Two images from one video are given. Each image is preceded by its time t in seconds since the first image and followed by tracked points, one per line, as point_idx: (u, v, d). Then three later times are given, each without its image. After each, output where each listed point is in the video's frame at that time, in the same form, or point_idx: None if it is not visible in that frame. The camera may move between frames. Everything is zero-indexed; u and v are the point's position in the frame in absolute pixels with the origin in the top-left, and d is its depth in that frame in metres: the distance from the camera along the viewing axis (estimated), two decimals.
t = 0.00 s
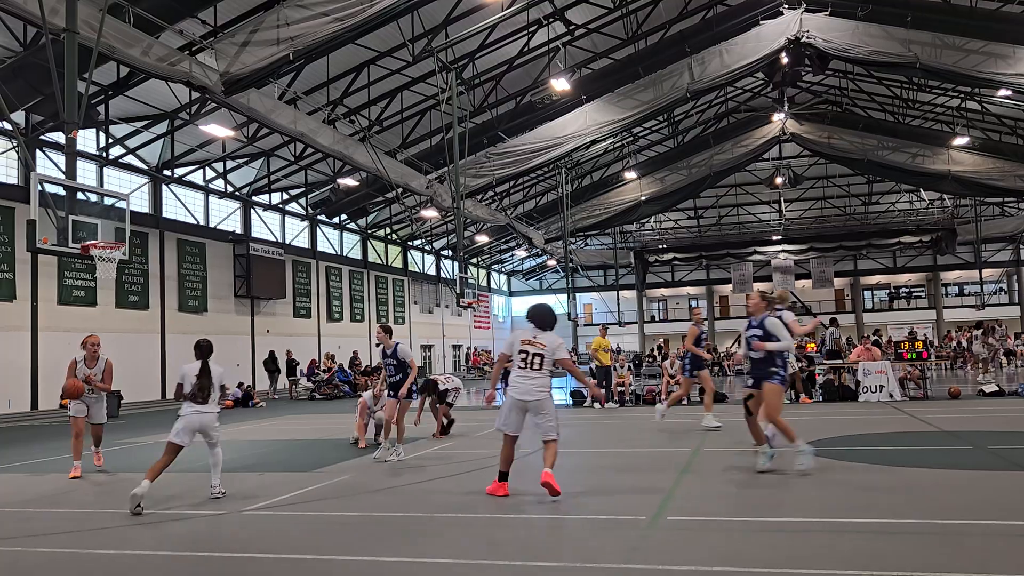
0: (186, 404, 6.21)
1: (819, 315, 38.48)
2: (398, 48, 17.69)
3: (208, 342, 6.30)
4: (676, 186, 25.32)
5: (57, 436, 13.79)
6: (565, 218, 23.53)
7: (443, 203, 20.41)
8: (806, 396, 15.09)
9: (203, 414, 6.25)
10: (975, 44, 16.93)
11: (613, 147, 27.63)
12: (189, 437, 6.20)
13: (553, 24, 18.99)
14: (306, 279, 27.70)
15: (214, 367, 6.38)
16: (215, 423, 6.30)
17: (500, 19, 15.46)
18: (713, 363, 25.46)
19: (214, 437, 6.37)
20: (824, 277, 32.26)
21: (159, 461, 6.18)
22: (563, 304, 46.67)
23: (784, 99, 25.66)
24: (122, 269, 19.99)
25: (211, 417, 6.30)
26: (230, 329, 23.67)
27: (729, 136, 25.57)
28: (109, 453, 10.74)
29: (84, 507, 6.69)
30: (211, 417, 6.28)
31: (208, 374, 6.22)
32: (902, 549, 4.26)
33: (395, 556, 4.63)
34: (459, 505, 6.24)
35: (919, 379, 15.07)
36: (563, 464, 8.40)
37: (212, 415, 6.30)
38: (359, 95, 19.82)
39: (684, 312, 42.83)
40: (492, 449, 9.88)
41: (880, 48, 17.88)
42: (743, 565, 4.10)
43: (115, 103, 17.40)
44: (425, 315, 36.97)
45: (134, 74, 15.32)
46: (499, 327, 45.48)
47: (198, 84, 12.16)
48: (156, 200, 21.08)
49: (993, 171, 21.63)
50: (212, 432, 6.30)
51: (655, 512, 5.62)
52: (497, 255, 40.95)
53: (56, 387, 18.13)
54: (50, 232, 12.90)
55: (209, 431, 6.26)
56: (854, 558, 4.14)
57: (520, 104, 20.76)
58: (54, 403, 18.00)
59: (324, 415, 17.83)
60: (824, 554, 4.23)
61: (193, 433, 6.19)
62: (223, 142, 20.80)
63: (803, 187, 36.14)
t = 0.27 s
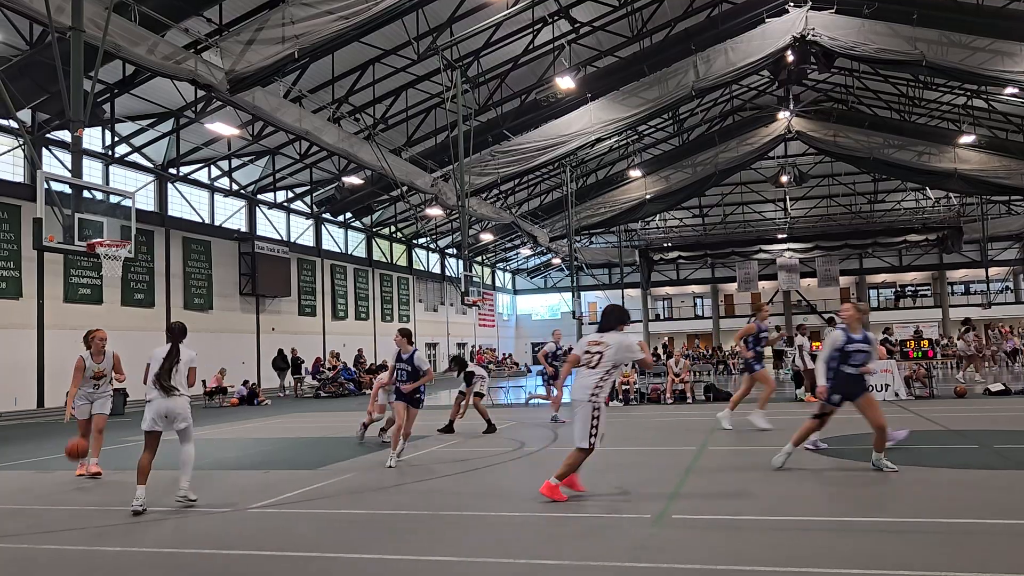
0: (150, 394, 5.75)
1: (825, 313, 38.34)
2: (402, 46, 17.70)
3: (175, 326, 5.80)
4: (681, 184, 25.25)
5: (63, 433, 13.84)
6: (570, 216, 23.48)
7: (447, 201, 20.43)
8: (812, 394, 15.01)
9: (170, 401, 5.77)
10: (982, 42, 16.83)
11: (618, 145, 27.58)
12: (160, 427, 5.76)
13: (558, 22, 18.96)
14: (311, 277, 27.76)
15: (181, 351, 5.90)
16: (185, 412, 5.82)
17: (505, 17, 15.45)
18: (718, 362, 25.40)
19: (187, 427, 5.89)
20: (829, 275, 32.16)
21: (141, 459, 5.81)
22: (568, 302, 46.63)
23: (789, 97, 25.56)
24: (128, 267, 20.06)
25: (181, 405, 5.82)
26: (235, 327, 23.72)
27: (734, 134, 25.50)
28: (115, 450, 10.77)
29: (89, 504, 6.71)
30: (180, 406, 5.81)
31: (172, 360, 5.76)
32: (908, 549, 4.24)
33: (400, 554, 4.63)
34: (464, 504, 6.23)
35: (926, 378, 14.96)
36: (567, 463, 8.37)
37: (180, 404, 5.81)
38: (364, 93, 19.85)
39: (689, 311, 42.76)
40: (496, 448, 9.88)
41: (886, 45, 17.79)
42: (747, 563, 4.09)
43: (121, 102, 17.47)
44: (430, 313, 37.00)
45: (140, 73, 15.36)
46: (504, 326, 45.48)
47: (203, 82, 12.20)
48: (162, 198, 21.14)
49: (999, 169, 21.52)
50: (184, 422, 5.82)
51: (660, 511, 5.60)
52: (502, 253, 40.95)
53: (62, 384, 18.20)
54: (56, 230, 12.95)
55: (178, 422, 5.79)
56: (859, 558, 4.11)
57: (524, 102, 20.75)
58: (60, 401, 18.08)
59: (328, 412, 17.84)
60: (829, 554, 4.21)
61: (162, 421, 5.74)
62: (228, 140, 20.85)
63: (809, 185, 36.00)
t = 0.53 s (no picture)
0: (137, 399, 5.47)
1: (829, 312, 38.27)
2: (406, 44, 17.71)
3: (164, 329, 5.52)
4: (685, 183, 25.22)
5: (68, 431, 13.90)
6: (574, 214, 23.47)
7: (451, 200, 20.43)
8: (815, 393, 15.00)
9: (151, 410, 5.38)
10: (987, 40, 16.76)
11: (622, 144, 27.55)
12: (147, 436, 5.42)
13: (562, 20, 18.94)
14: (315, 275, 27.81)
15: (169, 356, 5.58)
16: (165, 421, 5.39)
17: (510, 15, 15.43)
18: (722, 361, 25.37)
19: (171, 437, 5.44)
20: (834, 274, 32.08)
21: (140, 468, 5.62)
22: (571, 301, 46.61)
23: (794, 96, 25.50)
24: (132, 265, 20.12)
25: (163, 413, 5.40)
26: (239, 326, 23.78)
27: (738, 132, 25.45)
28: (120, 448, 10.80)
29: (95, 501, 6.74)
30: (165, 413, 5.40)
31: (154, 364, 5.46)
32: (910, 548, 4.24)
33: (403, 551, 4.66)
34: (467, 502, 6.25)
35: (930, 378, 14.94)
36: (570, 461, 8.37)
37: (164, 411, 5.41)
38: (368, 91, 19.87)
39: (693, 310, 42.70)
40: (499, 446, 9.89)
41: (891, 44, 17.73)
42: (749, 562, 4.11)
43: (126, 100, 17.51)
44: (434, 312, 37.02)
45: (144, 71, 15.40)
46: (508, 324, 45.49)
47: (207, 80, 12.22)
48: (166, 196, 21.19)
49: (1005, 168, 21.44)
50: (166, 433, 5.39)
51: (664, 509, 5.60)
52: (506, 252, 40.96)
53: (66, 382, 18.27)
54: (61, 228, 12.99)
55: (157, 431, 5.36)
56: (861, 556, 4.12)
57: (528, 101, 20.74)
58: (64, 398, 18.14)
59: (332, 411, 17.90)
60: (830, 552, 4.21)
61: (148, 430, 5.39)
62: (232, 139, 20.89)
63: (813, 183, 35.92)
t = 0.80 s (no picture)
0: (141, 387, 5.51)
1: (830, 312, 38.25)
2: (408, 43, 17.71)
3: (167, 317, 5.49)
4: (686, 182, 25.21)
5: (69, 428, 13.92)
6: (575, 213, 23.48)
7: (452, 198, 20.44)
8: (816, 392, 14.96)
9: (153, 400, 5.38)
10: (990, 40, 16.74)
11: (624, 143, 27.52)
12: (147, 426, 5.43)
13: (564, 19, 18.93)
14: (316, 273, 27.83)
15: (173, 344, 5.57)
16: (163, 409, 5.35)
17: (512, 14, 15.43)
18: (723, 360, 25.36)
19: (167, 428, 5.37)
20: (835, 274, 32.06)
21: (141, 461, 5.61)
22: (572, 300, 46.60)
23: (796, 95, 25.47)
24: (134, 263, 20.15)
25: (163, 404, 5.37)
26: (240, 324, 23.80)
27: (740, 131, 25.43)
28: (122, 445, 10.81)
29: (96, 499, 6.75)
30: (163, 402, 5.37)
31: (157, 352, 5.47)
32: (906, 548, 4.25)
33: (402, 549, 4.66)
34: (468, 499, 6.26)
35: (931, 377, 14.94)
36: (568, 460, 8.38)
37: (163, 399, 5.39)
38: (369, 90, 19.88)
39: (694, 309, 42.68)
40: (499, 445, 9.90)
41: (894, 43, 17.71)
42: (747, 560, 4.12)
43: (128, 98, 17.52)
44: (434, 310, 37.02)
45: (146, 69, 15.41)
46: (508, 323, 45.49)
47: (209, 79, 12.22)
48: (168, 194, 21.20)
49: (1007, 168, 21.41)
50: (161, 422, 5.34)
51: (664, 508, 5.61)
52: (507, 250, 40.95)
53: (68, 379, 18.30)
54: (62, 226, 13.01)
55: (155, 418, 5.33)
56: (858, 555, 4.12)
57: (530, 99, 20.74)
58: (66, 396, 18.18)
59: (333, 408, 17.94)
60: (829, 551, 4.23)
61: (147, 420, 5.39)
62: (234, 137, 20.91)
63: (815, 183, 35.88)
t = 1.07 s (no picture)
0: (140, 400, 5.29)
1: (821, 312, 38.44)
2: (401, 42, 17.68)
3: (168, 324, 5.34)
4: (679, 182, 25.27)
5: (60, 427, 13.83)
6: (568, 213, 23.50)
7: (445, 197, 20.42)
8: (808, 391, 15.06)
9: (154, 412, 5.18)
10: (981, 42, 16.85)
11: (617, 143, 27.56)
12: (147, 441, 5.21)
13: (558, 19, 18.94)
14: (309, 272, 27.76)
15: (169, 353, 5.33)
16: (167, 424, 5.16)
17: (506, 13, 15.43)
18: (715, 360, 25.46)
19: (179, 440, 5.22)
20: (827, 274, 32.21)
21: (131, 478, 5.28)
22: (565, 299, 46.64)
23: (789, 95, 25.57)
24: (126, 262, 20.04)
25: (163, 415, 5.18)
26: (233, 322, 23.72)
27: (733, 132, 25.51)
28: (113, 444, 10.75)
29: (88, 498, 6.71)
30: (167, 417, 5.18)
31: (157, 361, 5.25)
32: (899, 547, 4.27)
33: (387, 548, 4.67)
34: (461, 498, 6.26)
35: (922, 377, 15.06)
36: (560, 460, 8.40)
37: (166, 414, 5.20)
38: (362, 89, 19.84)
39: (686, 309, 42.78)
40: (491, 444, 9.91)
41: (886, 44, 17.79)
42: (742, 561, 4.12)
43: (120, 95, 17.43)
44: (427, 310, 36.97)
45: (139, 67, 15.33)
46: (501, 322, 45.50)
47: (201, 77, 12.17)
48: (160, 192, 21.09)
49: (998, 169, 21.54)
50: (168, 437, 5.15)
51: (655, 508, 5.63)
52: (500, 250, 40.94)
53: (59, 378, 18.19)
54: (53, 224, 12.92)
55: (162, 434, 5.14)
56: (854, 556, 4.13)
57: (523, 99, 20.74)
58: (57, 395, 18.07)
59: (326, 408, 17.92)
60: (826, 553, 4.22)
61: (146, 434, 5.18)
62: (226, 135, 20.82)
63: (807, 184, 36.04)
